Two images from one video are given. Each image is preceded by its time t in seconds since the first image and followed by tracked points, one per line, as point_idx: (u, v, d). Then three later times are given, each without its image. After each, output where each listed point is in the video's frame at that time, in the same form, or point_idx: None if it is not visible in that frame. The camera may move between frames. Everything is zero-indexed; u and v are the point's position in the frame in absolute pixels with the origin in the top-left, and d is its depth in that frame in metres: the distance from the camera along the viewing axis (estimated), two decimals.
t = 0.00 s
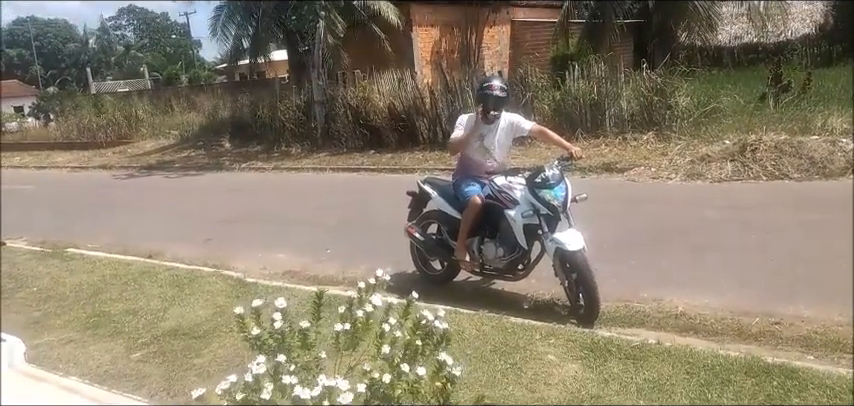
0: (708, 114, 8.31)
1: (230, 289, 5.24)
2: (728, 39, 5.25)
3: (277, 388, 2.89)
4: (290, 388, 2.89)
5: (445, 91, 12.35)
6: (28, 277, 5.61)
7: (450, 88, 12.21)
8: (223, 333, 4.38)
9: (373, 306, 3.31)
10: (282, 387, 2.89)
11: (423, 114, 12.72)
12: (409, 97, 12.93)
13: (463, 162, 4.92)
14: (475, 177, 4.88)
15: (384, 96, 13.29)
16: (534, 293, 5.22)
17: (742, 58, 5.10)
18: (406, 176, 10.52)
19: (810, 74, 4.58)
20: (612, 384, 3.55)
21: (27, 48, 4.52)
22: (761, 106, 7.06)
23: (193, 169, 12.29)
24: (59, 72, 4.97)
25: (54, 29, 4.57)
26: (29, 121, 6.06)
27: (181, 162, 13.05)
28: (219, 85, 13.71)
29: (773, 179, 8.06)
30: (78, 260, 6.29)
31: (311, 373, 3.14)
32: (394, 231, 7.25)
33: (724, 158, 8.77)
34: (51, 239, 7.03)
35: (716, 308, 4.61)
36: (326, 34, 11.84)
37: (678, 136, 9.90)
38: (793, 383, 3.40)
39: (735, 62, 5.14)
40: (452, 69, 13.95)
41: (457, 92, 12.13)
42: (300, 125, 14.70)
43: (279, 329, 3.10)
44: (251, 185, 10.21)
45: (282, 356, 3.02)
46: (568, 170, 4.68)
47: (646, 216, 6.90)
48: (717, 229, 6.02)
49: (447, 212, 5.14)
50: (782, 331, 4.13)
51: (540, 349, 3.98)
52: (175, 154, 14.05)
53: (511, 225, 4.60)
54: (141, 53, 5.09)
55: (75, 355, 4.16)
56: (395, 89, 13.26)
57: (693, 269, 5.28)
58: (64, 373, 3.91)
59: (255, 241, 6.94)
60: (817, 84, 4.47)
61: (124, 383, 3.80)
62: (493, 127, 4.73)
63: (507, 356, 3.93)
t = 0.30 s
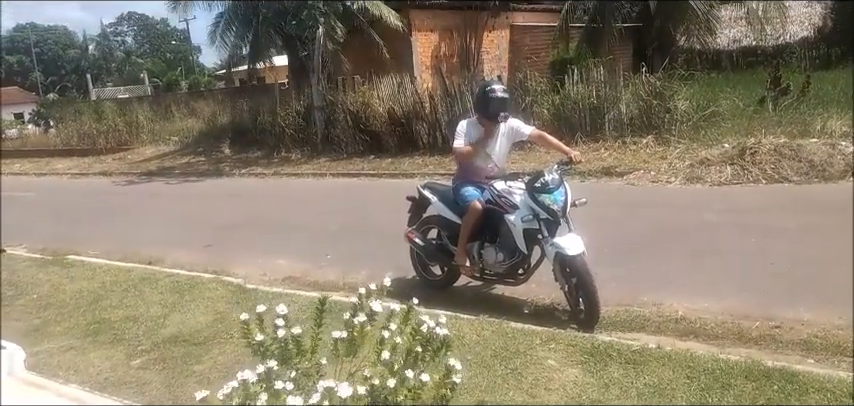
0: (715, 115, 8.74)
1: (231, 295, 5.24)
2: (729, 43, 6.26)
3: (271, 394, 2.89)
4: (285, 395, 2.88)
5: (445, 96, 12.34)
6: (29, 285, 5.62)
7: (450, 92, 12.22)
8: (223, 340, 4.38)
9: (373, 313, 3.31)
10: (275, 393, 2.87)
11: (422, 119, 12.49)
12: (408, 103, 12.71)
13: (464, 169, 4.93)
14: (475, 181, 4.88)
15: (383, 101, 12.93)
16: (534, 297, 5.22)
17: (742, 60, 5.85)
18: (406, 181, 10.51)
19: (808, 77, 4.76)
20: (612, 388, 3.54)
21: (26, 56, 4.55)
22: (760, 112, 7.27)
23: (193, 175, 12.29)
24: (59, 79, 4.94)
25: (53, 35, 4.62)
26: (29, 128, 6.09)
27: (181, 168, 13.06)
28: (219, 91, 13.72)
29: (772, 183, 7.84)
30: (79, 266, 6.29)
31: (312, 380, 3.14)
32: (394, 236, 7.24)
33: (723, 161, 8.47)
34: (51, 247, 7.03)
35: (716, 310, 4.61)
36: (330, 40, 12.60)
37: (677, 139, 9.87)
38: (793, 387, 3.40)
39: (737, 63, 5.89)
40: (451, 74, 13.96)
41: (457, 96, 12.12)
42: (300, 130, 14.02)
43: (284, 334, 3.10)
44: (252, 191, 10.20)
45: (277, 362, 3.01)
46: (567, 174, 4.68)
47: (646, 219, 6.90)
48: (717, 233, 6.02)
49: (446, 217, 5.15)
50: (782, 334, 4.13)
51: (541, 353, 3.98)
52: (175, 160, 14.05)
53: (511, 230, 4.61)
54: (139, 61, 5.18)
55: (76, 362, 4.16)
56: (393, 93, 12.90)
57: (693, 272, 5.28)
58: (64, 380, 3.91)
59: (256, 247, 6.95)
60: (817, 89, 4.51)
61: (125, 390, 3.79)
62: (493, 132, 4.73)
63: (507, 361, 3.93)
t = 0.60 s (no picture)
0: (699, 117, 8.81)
1: (219, 299, 5.22)
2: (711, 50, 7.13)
3: (263, 397, 2.88)
4: (275, 398, 2.87)
5: (433, 100, 12.36)
6: (13, 289, 5.56)
7: (438, 94, 12.26)
8: (211, 344, 4.35)
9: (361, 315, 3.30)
10: (268, 397, 2.86)
11: (411, 122, 12.53)
12: (397, 106, 12.72)
13: (452, 173, 4.93)
14: (463, 185, 4.89)
15: (371, 104, 12.91)
16: (522, 300, 5.23)
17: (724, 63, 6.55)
18: (395, 184, 10.50)
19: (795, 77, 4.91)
20: (600, 390, 3.56)
21: (11, 58, 4.42)
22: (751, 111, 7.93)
23: (181, 178, 12.23)
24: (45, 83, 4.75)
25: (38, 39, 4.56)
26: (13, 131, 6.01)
27: (169, 171, 12.99)
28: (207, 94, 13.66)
29: (758, 185, 7.72)
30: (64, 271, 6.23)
31: (300, 384, 3.13)
32: (383, 239, 7.23)
33: (709, 164, 8.41)
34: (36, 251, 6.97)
35: (703, 312, 4.63)
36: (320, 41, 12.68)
37: (664, 142, 9.93)
38: (779, 387, 3.43)
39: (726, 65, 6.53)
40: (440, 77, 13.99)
41: (445, 99, 12.14)
42: (288, 134, 13.95)
43: (275, 337, 3.10)
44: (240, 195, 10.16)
45: (268, 367, 3.00)
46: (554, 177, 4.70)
47: (634, 221, 6.93)
48: (703, 235, 6.05)
49: (435, 220, 5.15)
50: (768, 335, 4.15)
51: (529, 356, 3.99)
52: (163, 164, 13.97)
53: (499, 232, 4.62)
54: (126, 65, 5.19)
55: (61, 367, 4.13)
56: (382, 96, 12.89)
57: (680, 274, 5.30)
58: (50, 385, 3.87)
59: (244, 251, 6.92)
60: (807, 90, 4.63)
61: (112, 395, 3.76)
62: (481, 136, 4.74)
63: (495, 363, 3.93)
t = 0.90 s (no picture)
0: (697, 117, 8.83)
1: (216, 298, 5.21)
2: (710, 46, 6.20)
3: (261, 397, 2.87)
4: (274, 398, 2.86)
5: (431, 99, 12.36)
6: (10, 288, 5.55)
7: (435, 93, 12.28)
8: (208, 343, 4.35)
9: (360, 313, 3.29)
10: (265, 397, 2.87)
11: (409, 121, 12.53)
12: (394, 105, 12.72)
13: (449, 172, 4.93)
14: (460, 184, 4.89)
15: (369, 103, 12.91)
16: (520, 298, 5.24)
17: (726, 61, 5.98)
18: (393, 183, 10.51)
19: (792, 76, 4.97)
20: (598, 388, 3.56)
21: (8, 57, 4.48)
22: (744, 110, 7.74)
23: (179, 177, 12.22)
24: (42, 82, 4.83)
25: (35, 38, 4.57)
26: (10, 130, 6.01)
27: (166, 170, 12.98)
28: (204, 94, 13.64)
29: (755, 184, 7.75)
30: (62, 270, 6.22)
31: (297, 382, 3.09)
32: (380, 238, 7.23)
33: (706, 163, 8.42)
34: (33, 250, 6.96)
35: (700, 310, 4.64)
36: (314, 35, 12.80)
37: (662, 141, 9.93)
38: (777, 385, 3.43)
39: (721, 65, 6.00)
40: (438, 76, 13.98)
41: (443, 97, 12.17)
42: (285, 133, 13.99)
43: (269, 338, 3.10)
44: (237, 194, 10.15)
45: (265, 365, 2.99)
46: (551, 175, 4.70)
47: (632, 220, 6.93)
48: (700, 235, 6.05)
49: (432, 219, 5.15)
50: (765, 333, 4.16)
51: (527, 354, 3.99)
52: (160, 163, 13.95)
53: (496, 231, 4.62)
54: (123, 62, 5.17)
55: (58, 366, 4.12)
56: (380, 95, 12.87)
57: (677, 272, 5.30)
58: (47, 384, 3.87)
59: (241, 250, 6.90)
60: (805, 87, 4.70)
61: (110, 394, 3.76)
62: (478, 135, 4.74)
63: (493, 362, 3.94)
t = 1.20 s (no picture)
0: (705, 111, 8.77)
1: (226, 292, 5.24)
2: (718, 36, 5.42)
3: (270, 389, 2.86)
4: (284, 391, 2.86)
5: (438, 92, 12.33)
6: (22, 282, 5.59)
7: (442, 87, 12.26)
8: (218, 336, 4.37)
9: (369, 309, 3.29)
10: (273, 388, 2.86)
11: (416, 115, 12.49)
12: (401, 98, 12.69)
13: (456, 167, 4.93)
14: (468, 177, 4.88)
15: (376, 97, 12.93)
16: (529, 292, 5.24)
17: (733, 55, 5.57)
18: (400, 177, 10.52)
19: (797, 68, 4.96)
20: (607, 381, 3.56)
21: (16, 53, 4.45)
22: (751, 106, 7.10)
23: (187, 172, 12.26)
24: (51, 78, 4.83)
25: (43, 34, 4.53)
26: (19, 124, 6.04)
27: (175, 165, 13.02)
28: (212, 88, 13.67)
29: (764, 177, 7.85)
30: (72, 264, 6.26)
31: (307, 375, 3.12)
32: (388, 231, 7.25)
33: (715, 156, 8.52)
34: (44, 245, 6.99)
35: (709, 304, 4.62)
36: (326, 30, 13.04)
37: (670, 134, 9.89)
38: (786, 379, 3.43)
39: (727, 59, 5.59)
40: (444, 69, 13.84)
41: (451, 91, 12.20)
42: (292, 127, 14.00)
43: (281, 330, 3.12)
44: (245, 188, 10.17)
45: (275, 358, 3.01)
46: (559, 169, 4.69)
47: (640, 214, 6.91)
48: (708, 229, 6.02)
49: (440, 213, 5.15)
50: (775, 327, 4.15)
51: (536, 347, 4.00)
52: (169, 157, 13.99)
53: (504, 225, 4.62)
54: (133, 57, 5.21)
55: (70, 360, 4.15)
56: (387, 88, 12.85)
57: (685, 267, 5.28)
58: (59, 377, 3.90)
59: (249, 244, 6.92)
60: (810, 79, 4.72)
61: (120, 388, 3.78)
62: (484, 128, 4.74)
63: (502, 355, 3.94)
